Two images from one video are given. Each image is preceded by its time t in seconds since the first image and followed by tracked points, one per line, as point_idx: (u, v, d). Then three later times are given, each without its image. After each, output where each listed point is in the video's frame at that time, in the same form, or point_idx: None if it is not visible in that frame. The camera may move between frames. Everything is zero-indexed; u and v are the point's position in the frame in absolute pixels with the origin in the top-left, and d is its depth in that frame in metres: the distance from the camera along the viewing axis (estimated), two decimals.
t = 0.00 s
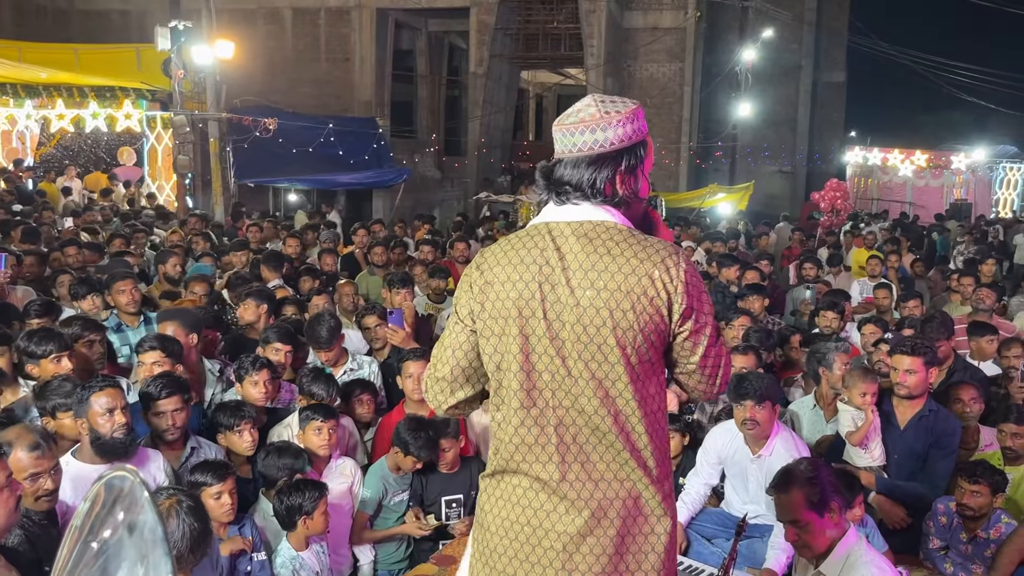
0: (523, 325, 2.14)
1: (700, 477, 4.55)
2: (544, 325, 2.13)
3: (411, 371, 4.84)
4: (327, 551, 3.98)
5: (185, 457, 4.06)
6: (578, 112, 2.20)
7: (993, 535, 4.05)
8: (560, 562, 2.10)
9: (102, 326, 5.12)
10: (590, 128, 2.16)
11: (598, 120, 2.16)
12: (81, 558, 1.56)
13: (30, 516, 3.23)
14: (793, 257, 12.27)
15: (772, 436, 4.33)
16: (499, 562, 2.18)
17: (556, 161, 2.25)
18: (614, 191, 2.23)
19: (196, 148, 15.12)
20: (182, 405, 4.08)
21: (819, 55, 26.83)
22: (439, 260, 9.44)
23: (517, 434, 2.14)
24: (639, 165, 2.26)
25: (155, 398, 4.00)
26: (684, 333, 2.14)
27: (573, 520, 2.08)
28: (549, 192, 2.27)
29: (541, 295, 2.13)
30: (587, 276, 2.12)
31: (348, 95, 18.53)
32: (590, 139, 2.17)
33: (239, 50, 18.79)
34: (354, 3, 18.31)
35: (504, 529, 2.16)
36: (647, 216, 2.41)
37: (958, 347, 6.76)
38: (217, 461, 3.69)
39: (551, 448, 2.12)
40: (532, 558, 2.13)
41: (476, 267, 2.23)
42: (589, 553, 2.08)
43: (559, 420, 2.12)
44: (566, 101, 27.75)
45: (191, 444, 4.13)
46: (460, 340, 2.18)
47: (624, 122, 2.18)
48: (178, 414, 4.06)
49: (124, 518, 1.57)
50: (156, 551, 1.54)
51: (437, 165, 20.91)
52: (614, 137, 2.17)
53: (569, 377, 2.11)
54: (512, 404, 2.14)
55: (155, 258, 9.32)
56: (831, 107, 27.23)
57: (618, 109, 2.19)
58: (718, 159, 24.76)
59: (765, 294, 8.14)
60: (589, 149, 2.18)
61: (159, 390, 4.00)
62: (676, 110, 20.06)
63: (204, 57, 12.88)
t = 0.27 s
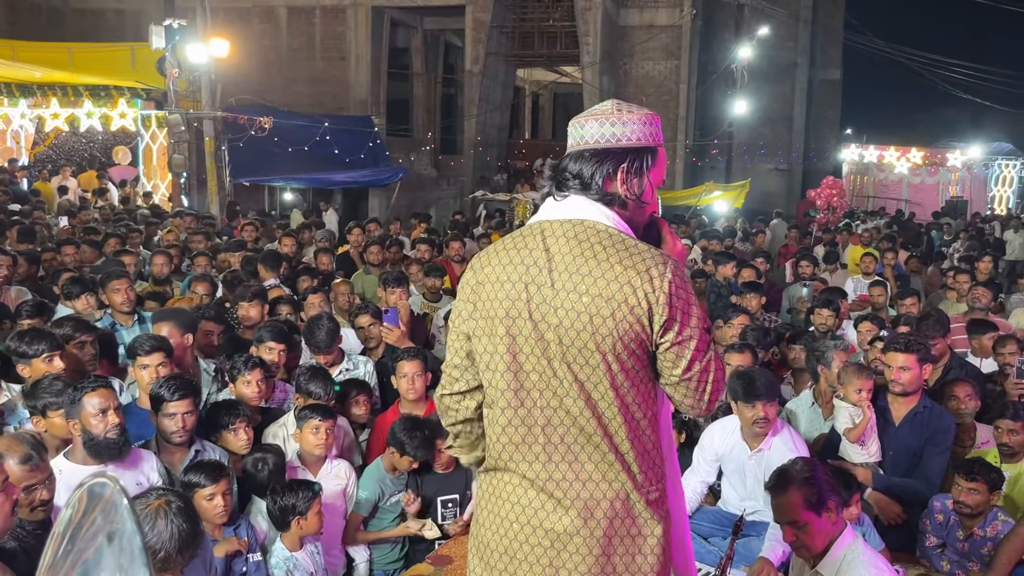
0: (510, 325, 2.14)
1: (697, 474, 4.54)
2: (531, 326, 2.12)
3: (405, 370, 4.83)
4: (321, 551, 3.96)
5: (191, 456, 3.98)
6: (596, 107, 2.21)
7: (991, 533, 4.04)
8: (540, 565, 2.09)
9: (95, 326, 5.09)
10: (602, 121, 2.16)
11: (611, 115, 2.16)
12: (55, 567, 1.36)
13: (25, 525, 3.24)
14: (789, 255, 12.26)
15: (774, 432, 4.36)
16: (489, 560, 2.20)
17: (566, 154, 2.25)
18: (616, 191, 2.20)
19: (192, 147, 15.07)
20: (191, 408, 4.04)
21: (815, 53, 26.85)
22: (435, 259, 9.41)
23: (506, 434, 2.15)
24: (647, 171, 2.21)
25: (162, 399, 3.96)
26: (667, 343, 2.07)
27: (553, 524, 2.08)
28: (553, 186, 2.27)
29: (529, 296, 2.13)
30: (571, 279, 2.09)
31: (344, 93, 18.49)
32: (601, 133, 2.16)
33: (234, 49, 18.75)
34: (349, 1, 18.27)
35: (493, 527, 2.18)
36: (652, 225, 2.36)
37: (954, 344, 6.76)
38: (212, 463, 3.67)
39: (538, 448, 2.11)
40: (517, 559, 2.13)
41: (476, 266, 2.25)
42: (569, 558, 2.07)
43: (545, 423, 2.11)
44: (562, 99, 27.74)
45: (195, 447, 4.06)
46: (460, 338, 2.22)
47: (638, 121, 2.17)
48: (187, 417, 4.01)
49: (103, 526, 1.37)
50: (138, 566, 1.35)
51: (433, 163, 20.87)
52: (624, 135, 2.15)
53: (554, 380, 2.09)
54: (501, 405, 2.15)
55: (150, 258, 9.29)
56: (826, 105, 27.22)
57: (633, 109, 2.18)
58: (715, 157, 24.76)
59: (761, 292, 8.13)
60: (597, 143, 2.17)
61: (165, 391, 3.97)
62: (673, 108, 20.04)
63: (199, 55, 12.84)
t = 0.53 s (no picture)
0: (502, 324, 2.13)
1: (694, 473, 4.52)
2: (521, 324, 2.11)
3: (400, 371, 4.82)
4: (318, 553, 3.95)
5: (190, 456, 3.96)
6: (582, 105, 2.18)
7: (988, 532, 4.04)
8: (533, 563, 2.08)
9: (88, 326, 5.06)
10: (591, 123, 2.14)
11: (596, 116, 2.14)
12: None
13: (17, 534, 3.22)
14: (786, 253, 12.25)
15: (776, 431, 4.32)
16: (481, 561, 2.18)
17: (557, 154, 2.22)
18: (609, 192, 2.18)
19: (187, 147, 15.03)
20: (186, 410, 4.01)
21: (811, 51, 26.85)
22: (432, 257, 9.39)
23: (498, 434, 2.13)
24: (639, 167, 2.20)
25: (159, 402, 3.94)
26: (661, 341, 2.04)
27: (545, 522, 2.06)
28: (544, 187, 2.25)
29: (522, 294, 2.11)
30: (562, 277, 2.07)
31: (340, 92, 18.45)
32: (591, 135, 2.14)
33: (230, 47, 18.70)
34: None
35: (484, 528, 2.16)
36: (646, 223, 2.34)
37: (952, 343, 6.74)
38: (209, 464, 3.65)
39: (527, 446, 2.10)
40: (509, 558, 2.11)
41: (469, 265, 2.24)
42: (561, 557, 2.05)
43: (536, 421, 2.09)
44: (559, 97, 27.72)
45: (193, 448, 4.04)
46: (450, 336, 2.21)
47: (625, 119, 2.14)
48: (183, 420, 3.98)
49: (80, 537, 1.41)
50: None
51: (429, 162, 20.82)
52: (612, 134, 2.13)
53: (546, 379, 2.07)
54: (494, 404, 2.13)
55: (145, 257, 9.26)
56: (823, 103, 27.19)
57: (618, 105, 2.15)
58: (712, 155, 24.77)
59: (757, 290, 8.11)
60: (587, 145, 2.15)
61: (161, 393, 3.94)
62: (669, 106, 20.03)
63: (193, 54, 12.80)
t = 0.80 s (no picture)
0: (499, 324, 2.11)
1: (693, 472, 4.49)
2: (518, 325, 2.09)
3: (396, 371, 4.80)
4: (316, 554, 3.93)
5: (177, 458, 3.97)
6: (584, 105, 2.16)
7: (986, 532, 4.04)
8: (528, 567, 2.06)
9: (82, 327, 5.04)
10: (593, 123, 2.11)
11: (598, 116, 2.11)
12: None
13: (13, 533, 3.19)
14: (784, 251, 12.22)
15: (776, 430, 4.29)
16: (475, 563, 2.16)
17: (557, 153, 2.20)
18: (608, 193, 2.16)
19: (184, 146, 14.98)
20: (175, 409, 4.02)
21: (808, 49, 26.81)
22: (428, 257, 9.36)
23: (492, 436, 2.11)
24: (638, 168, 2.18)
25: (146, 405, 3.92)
26: (657, 343, 2.03)
27: (539, 526, 2.04)
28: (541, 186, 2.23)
29: (518, 294, 2.09)
30: (559, 278, 2.05)
31: (337, 90, 18.41)
32: (593, 135, 2.12)
33: (226, 46, 18.65)
34: None
35: (479, 531, 2.14)
36: (644, 225, 2.32)
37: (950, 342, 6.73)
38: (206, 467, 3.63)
39: (523, 448, 2.07)
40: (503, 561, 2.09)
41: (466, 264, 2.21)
42: (556, 559, 2.03)
43: (532, 423, 2.07)
44: (556, 95, 27.68)
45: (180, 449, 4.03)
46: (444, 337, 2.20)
47: (628, 120, 2.12)
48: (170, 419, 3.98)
49: (53, 553, 1.58)
50: None
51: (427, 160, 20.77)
52: (613, 136, 2.11)
53: (542, 380, 2.06)
54: (488, 405, 2.11)
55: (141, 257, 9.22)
56: (820, 101, 27.12)
57: (620, 107, 2.13)
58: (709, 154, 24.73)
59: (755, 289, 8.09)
60: (589, 145, 2.12)
61: (149, 395, 3.92)
62: (667, 104, 19.99)
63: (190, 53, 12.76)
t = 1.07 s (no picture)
0: (497, 325, 2.09)
1: (692, 472, 4.50)
2: (517, 325, 2.07)
3: (390, 372, 4.80)
4: (312, 555, 3.91)
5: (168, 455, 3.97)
6: (578, 104, 2.14)
7: (984, 532, 4.04)
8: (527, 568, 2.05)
9: (76, 326, 5.02)
10: (589, 123, 2.09)
11: (595, 115, 2.09)
12: None
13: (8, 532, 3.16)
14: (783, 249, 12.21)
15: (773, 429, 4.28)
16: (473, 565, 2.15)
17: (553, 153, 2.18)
18: (607, 193, 2.15)
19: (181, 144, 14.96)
20: (164, 408, 4.01)
21: (807, 47, 26.79)
22: (426, 255, 9.35)
23: (490, 437, 2.09)
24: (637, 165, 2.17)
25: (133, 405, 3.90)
26: (658, 343, 2.01)
27: (538, 528, 2.03)
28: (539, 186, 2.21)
29: (516, 294, 2.07)
30: (559, 278, 2.03)
31: (336, 89, 18.38)
32: (589, 135, 2.10)
33: (224, 44, 18.62)
34: None
35: (477, 534, 2.12)
36: (641, 223, 2.31)
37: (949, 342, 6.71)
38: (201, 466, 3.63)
39: (521, 449, 2.06)
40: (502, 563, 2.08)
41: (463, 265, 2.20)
42: (555, 560, 2.02)
43: (530, 423, 2.05)
44: (555, 93, 27.66)
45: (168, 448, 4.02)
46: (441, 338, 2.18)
47: (623, 119, 2.10)
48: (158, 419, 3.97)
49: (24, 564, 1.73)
50: None
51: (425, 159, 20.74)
52: (611, 135, 2.09)
53: (541, 380, 2.04)
54: (485, 407, 2.10)
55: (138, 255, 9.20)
56: (819, 98, 27.05)
57: (618, 105, 2.11)
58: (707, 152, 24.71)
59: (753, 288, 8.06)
60: (585, 145, 2.11)
61: (138, 395, 3.90)
62: (665, 102, 19.97)
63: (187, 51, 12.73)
